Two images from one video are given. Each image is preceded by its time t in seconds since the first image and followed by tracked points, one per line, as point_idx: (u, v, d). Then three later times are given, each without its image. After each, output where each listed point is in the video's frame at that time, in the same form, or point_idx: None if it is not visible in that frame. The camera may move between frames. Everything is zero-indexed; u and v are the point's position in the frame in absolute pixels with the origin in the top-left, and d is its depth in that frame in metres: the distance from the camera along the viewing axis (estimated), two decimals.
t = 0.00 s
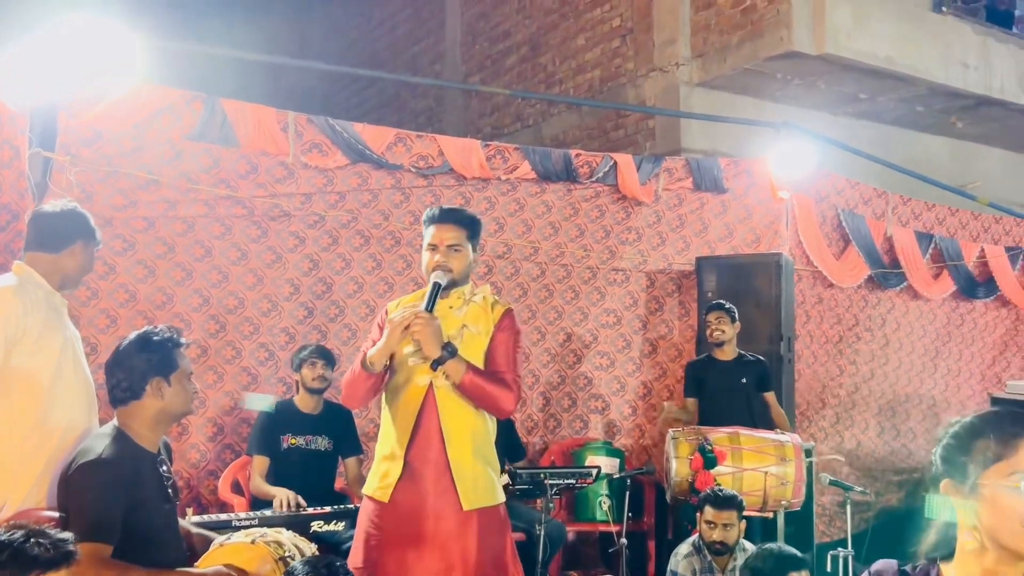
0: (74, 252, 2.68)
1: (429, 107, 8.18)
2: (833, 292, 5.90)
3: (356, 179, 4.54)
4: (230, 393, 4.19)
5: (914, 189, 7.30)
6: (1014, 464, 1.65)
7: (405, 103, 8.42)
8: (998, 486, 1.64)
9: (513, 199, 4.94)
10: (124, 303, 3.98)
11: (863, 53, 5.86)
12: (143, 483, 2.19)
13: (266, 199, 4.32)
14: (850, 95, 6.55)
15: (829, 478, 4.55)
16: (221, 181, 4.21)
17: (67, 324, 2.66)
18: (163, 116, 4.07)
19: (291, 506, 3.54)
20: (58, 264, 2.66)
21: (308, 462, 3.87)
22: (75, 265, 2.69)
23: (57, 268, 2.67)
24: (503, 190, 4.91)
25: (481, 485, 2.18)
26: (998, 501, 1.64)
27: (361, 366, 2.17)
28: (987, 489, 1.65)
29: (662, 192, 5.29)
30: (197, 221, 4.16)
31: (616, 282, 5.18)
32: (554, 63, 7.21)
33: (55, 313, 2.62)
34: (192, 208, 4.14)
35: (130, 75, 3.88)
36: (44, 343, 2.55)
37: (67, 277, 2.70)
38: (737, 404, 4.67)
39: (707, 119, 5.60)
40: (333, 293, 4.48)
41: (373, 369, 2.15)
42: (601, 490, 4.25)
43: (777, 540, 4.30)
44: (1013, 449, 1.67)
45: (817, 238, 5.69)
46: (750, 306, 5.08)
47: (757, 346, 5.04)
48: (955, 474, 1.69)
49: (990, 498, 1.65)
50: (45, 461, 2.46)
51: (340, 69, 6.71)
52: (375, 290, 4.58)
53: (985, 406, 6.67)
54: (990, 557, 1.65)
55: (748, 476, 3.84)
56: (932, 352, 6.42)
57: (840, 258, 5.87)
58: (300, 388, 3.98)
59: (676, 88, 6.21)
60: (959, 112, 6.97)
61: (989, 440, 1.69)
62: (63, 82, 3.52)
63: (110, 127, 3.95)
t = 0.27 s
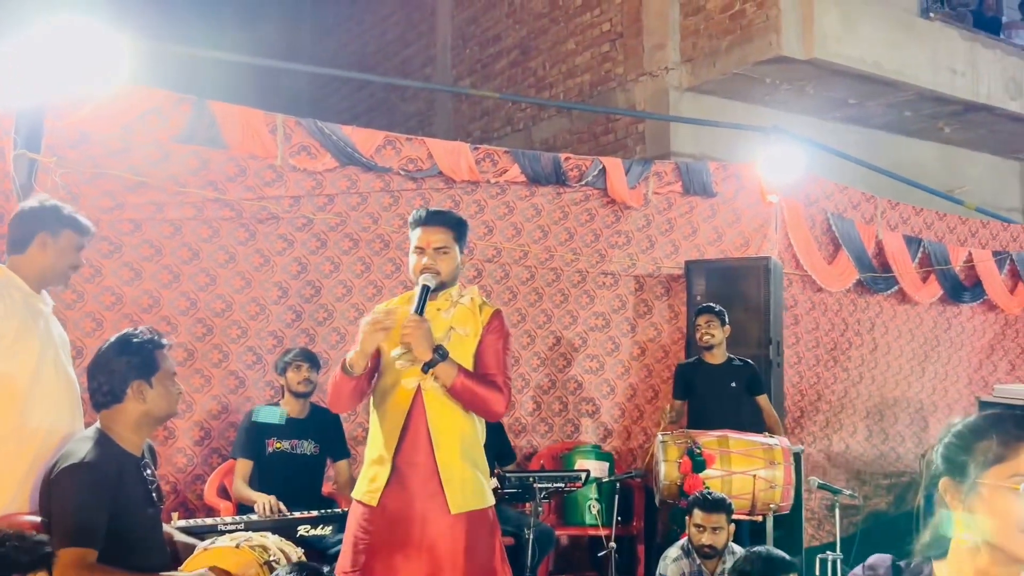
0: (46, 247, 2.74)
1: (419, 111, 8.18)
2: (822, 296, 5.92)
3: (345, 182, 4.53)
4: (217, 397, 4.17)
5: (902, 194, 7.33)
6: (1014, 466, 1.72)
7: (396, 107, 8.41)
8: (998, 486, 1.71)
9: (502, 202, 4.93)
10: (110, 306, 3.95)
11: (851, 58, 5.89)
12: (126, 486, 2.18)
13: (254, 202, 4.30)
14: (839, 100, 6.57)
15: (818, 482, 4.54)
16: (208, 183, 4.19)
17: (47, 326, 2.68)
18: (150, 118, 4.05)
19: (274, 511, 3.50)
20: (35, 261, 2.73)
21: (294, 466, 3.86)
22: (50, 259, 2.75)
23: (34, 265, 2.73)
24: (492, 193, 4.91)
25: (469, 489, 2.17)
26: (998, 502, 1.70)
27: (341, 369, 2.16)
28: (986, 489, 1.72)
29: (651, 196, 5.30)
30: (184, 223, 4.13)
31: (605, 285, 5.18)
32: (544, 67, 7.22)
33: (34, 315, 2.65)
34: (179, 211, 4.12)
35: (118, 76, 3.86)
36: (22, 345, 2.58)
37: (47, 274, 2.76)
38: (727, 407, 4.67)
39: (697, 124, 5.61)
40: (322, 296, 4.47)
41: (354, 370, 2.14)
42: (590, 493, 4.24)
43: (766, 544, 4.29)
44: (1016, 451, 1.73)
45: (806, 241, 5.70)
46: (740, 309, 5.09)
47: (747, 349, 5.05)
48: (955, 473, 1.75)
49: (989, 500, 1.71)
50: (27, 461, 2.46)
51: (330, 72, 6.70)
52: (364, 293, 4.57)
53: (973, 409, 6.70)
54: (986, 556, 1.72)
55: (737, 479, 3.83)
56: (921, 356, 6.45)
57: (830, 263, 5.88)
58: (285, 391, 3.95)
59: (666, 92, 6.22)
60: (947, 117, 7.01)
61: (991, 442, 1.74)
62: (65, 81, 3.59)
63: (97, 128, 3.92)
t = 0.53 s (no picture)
0: (20, 246, 2.83)
1: (411, 111, 8.17)
2: (813, 297, 5.92)
3: (337, 183, 4.51)
4: (207, 398, 4.14)
5: (893, 195, 7.35)
6: (1001, 474, 1.74)
7: (388, 107, 8.40)
8: (985, 493, 1.73)
9: (494, 203, 4.92)
10: (99, 306, 3.92)
11: (843, 60, 5.90)
12: (111, 488, 2.20)
13: (245, 202, 4.28)
14: (831, 101, 6.58)
15: (810, 483, 4.54)
16: (199, 183, 4.16)
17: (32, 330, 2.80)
18: (140, 118, 4.03)
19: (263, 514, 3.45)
20: (12, 260, 2.82)
21: (285, 468, 3.83)
22: (25, 258, 2.83)
23: (11, 263, 2.82)
24: (484, 195, 4.89)
25: (471, 488, 2.21)
26: (984, 507, 1.72)
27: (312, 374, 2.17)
28: (972, 493, 1.73)
29: (643, 197, 5.30)
30: (175, 223, 4.11)
31: (597, 286, 5.17)
32: (537, 67, 7.21)
33: (18, 321, 2.76)
34: (169, 211, 4.10)
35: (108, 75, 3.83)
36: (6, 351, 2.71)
37: (25, 273, 2.84)
38: (720, 408, 4.67)
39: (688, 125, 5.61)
40: (312, 297, 4.45)
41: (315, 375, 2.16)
42: (582, 495, 4.24)
43: (758, 545, 4.29)
44: (1005, 459, 1.75)
45: (798, 242, 5.71)
46: (731, 310, 5.09)
47: (738, 350, 5.05)
48: (942, 476, 1.77)
49: (971, 503, 1.73)
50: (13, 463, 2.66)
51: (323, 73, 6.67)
52: (355, 294, 4.55)
53: (963, 410, 6.73)
54: (960, 560, 1.73)
55: (728, 480, 3.83)
56: (912, 357, 6.46)
57: (821, 264, 5.89)
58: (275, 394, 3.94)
59: (658, 93, 6.22)
60: (938, 118, 7.03)
61: (981, 447, 1.76)
62: (60, 83, 3.56)
63: (86, 128, 3.90)
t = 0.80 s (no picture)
0: (7, 249, 2.90)
1: (407, 112, 8.17)
2: (808, 298, 5.94)
3: (333, 185, 4.51)
4: (203, 400, 4.14)
5: (888, 197, 7.37)
6: (974, 476, 1.78)
7: (383, 108, 8.40)
8: (957, 495, 1.78)
9: (491, 205, 4.92)
10: (95, 308, 3.92)
11: (838, 62, 5.92)
12: (107, 490, 2.22)
13: (242, 204, 4.28)
14: (826, 103, 6.60)
15: (805, 485, 4.54)
16: (195, 184, 4.16)
17: (25, 330, 2.85)
18: (136, 118, 4.02)
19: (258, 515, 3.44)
20: (7, 260, 2.90)
21: (281, 470, 3.83)
22: (14, 262, 2.90)
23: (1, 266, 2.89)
24: (481, 197, 4.90)
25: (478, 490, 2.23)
26: (956, 508, 1.77)
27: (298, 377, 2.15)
28: (944, 495, 1.78)
29: (639, 199, 5.31)
30: (171, 224, 4.11)
31: (594, 289, 5.18)
32: (533, 69, 7.22)
33: (12, 321, 2.82)
34: (165, 212, 4.10)
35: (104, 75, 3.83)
36: None
37: (20, 271, 2.91)
38: (717, 410, 4.67)
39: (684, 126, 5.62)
40: (309, 298, 4.45)
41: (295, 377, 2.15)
42: (579, 496, 4.24)
43: (754, 546, 4.31)
44: (978, 461, 1.78)
45: (793, 244, 5.73)
46: (727, 312, 5.10)
47: (734, 352, 5.07)
48: (918, 476, 1.81)
49: (944, 503, 1.78)
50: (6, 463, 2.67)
51: (319, 73, 6.67)
52: (352, 296, 4.55)
53: (957, 411, 6.76)
54: (934, 556, 1.78)
55: (724, 481, 3.84)
56: (906, 358, 6.49)
57: (816, 265, 5.90)
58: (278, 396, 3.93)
59: (654, 95, 6.23)
60: (932, 120, 7.06)
61: (956, 450, 1.79)
62: (62, 81, 3.64)
63: (83, 129, 3.90)
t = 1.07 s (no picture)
0: (3, 253, 2.91)
1: (407, 114, 8.18)
2: (808, 300, 5.95)
3: (335, 188, 4.52)
4: (204, 402, 4.15)
5: (887, 199, 7.39)
6: (941, 472, 1.80)
7: (383, 110, 8.41)
8: (925, 492, 1.80)
9: (493, 208, 4.93)
10: (96, 310, 3.92)
11: (837, 64, 5.93)
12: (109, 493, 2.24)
13: (243, 206, 4.29)
14: (825, 105, 6.61)
15: (806, 487, 4.54)
16: (197, 187, 4.17)
17: (26, 331, 2.87)
18: (137, 121, 4.03)
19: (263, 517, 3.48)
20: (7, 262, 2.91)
21: (283, 471, 3.84)
22: (11, 266, 2.91)
23: None
24: (483, 200, 4.90)
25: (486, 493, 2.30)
26: (926, 505, 1.79)
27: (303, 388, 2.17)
28: (912, 492, 1.81)
29: (640, 201, 5.31)
30: (172, 227, 4.12)
31: (595, 291, 5.19)
32: (533, 71, 7.24)
33: (13, 321, 2.84)
34: (167, 214, 4.10)
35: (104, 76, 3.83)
36: None
37: (21, 273, 2.93)
38: (719, 412, 4.71)
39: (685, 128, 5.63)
40: (310, 301, 4.46)
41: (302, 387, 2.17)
42: (579, 498, 4.25)
43: (755, 548, 4.32)
44: (943, 457, 1.81)
45: (793, 246, 5.74)
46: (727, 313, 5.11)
47: (734, 353, 5.07)
48: (888, 477, 1.85)
49: (917, 501, 1.80)
50: (7, 465, 2.68)
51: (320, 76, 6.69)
52: (353, 299, 4.56)
53: (957, 413, 6.77)
54: (915, 557, 1.78)
55: (725, 483, 3.85)
56: (905, 359, 6.50)
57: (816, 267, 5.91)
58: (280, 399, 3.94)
59: (653, 97, 6.24)
60: (932, 122, 7.07)
61: (919, 448, 1.83)
62: (61, 82, 3.64)
63: (84, 132, 3.90)
